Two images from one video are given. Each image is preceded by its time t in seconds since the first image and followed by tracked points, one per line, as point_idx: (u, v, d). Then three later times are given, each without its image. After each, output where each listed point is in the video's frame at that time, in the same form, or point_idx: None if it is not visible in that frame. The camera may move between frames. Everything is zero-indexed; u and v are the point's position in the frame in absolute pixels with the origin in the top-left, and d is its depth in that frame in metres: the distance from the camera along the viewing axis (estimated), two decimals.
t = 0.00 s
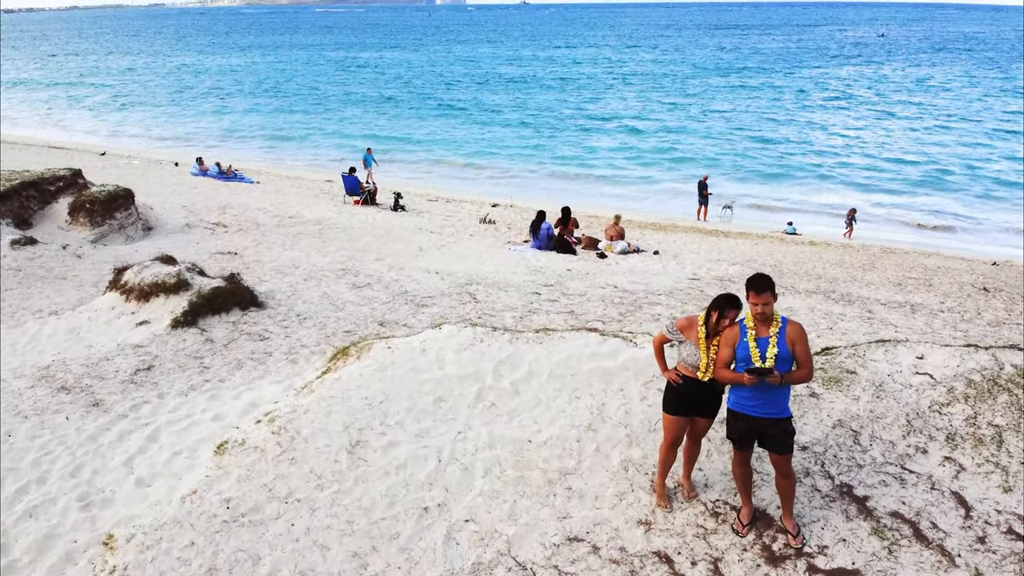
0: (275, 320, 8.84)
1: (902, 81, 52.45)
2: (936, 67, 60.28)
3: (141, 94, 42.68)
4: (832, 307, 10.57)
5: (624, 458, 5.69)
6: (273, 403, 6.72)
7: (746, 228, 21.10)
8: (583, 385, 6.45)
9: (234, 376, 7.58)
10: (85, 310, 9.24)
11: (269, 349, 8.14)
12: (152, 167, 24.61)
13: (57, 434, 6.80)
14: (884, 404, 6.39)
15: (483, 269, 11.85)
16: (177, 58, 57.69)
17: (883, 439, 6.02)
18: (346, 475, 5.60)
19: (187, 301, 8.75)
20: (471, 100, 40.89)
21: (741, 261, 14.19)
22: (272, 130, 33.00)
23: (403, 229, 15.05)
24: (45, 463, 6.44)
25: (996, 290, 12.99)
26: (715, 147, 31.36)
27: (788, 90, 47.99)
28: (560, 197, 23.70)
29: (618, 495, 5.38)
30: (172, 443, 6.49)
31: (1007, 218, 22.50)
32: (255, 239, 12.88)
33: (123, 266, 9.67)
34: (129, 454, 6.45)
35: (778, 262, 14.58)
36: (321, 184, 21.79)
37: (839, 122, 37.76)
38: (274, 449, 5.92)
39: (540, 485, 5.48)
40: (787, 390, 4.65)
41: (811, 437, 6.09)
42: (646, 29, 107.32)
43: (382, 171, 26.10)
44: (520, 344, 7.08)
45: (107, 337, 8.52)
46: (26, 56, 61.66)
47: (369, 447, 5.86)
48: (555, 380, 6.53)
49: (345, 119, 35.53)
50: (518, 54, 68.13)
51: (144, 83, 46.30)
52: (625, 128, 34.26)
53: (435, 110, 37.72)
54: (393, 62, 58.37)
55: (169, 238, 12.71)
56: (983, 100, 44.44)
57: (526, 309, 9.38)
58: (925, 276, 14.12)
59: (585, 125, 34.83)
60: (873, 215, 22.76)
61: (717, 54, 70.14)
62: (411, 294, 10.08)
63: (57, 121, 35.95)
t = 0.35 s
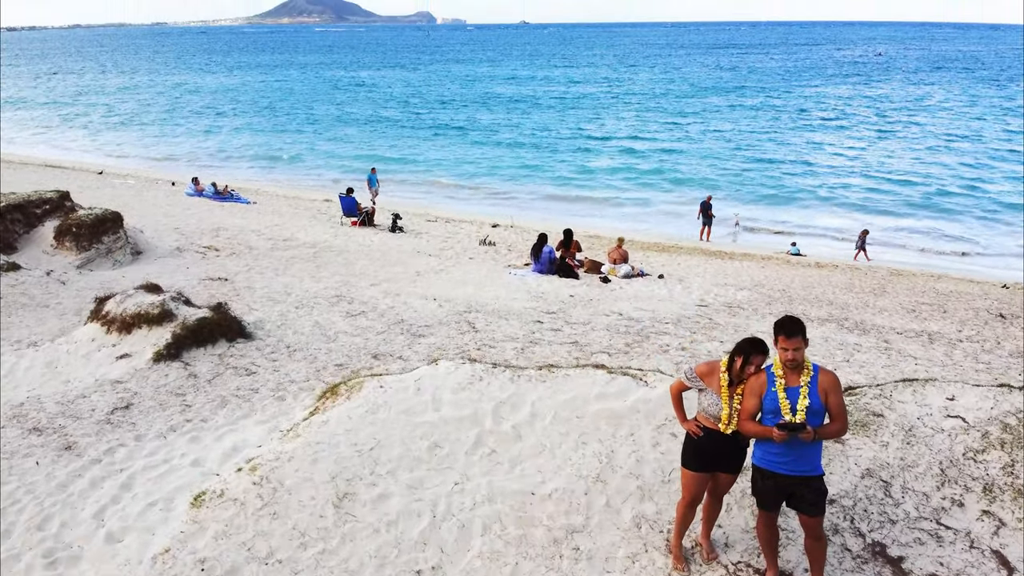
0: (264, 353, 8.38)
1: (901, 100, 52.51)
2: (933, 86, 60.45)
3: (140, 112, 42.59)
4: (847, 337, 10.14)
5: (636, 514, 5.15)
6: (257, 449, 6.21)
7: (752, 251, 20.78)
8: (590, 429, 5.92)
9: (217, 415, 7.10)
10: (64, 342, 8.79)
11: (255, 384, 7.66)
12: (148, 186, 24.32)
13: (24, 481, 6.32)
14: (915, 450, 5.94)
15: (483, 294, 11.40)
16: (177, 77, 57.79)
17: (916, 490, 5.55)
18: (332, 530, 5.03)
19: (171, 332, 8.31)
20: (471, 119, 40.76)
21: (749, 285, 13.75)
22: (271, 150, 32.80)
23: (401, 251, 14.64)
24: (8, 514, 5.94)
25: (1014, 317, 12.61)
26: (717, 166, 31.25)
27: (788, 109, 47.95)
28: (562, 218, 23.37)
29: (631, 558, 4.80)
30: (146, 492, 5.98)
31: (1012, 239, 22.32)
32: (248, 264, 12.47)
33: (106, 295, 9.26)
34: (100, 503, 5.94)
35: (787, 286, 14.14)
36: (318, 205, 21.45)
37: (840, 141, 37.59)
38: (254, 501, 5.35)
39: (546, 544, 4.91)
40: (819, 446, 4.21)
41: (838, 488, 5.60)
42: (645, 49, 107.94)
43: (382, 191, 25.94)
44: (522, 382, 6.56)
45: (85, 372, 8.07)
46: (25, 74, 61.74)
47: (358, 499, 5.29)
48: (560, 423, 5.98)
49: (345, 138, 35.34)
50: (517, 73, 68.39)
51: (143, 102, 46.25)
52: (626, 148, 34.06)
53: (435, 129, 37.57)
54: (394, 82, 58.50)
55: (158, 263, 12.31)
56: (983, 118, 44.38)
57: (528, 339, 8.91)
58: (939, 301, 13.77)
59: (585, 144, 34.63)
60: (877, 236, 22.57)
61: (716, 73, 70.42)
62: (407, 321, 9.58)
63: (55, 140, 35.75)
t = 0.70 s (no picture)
0: (249, 389, 7.91)
1: (900, 119, 52.53)
2: (931, 105, 60.59)
3: (138, 130, 42.43)
4: (864, 370, 9.69)
5: None
6: (236, 501, 5.71)
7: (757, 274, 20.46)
8: (599, 482, 5.43)
9: (197, 460, 6.62)
10: (40, 378, 8.32)
11: (239, 425, 7.17)
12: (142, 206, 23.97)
13: None
14: (952, 505, 5.49)
15: (483, 320, 10.92)
16: (177, 96, 57.83)
17: (955, 550, 5.06)
18: None
19: (152, 367, 7.86)
20: (470, 138, 40.61)
21: (758, 310, 13.28)
22: (268, 169, 32.53)
23: (397, 275, 14.21)
24: None
25: None
26: (718, 186, 31.05)
27: (788, 129, 47.90)
28: (563, 239, 23.04)
29: None
30: (114, 549, 5.45)
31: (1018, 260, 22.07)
32: (238, 289, 12.01)
33: (85, 327, 8.82)
34: (64, 561, 5.41)
35: (797, 311, 13.67)
36: (315, 226, 21.07)
37: (841, 159, 37.40)
38: (231, 565, 4.66)
39: None
40: (860, 515, 3.76)
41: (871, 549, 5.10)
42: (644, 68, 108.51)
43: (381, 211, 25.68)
44: (524, 427, 6.10)
45: (60, 411, 7.61)
46: (25, 92, 61.76)
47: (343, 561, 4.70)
48: (566, 475, 5.50)
49: (344, 157, 35.10)
50: (517, 93, 68.57)
51: (143, 120, 46.12)
52: (627, 167, 33.83)
53: (434, 148, 37.36)
54: (393, 100, 58.56)
55: (146, 289, 11.86)
56: (984, 138, 44.29)
57: (530, 372, 8.39)
58: (953, 328, 13.36)
59: (586, 164, 34.39)
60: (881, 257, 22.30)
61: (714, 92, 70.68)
62: (401, 350, 9.05)
63: (51, 158, 35.48)
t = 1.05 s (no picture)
0: (233, 430, 7.41)
1: (900, 138, 52.49)
2: (930, 124, 60.66)
3: (137, 149, 42.23)
4: (886, 406, 9.20)
5: None
6: (210, 563, 5.19)
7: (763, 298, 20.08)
8: (611, 547, 4.93)
9: (173, 512, 6.11)
10: (12, 417, 7.85)
11: (220, 472, 6.66)
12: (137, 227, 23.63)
13: None
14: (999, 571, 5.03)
15: (483, 349, 10.41)
16: (177, 114, 57.81)
17: None
18: None
19: (130, 407, 7.38)
20: (471, 158, 40.41)
21: (768, 338, 12.80)
22: (266, 189, 32.26)
23: (395, 301, 13.73)
24: None
25: None
26: (719, 205, 30.81)
27: (788, 148, 47.78)
28: (565, 261, 22.68)
29: None
30: None
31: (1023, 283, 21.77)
32: (228, 317, 11.54)
33: (62, 362, 8.36)
34: None
35: (808, 338, 13.20)
36: (312, 248, 20.68)
37: (844, 179, 37.16)
38: None
39: None
40: None
41: None
42: (643, 87, 109.02)
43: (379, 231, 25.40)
44: (527, 480, 5.61)
45: (30, 455, 7.11)
46: (26, 110, 61.86)
47: None
48: (573, 537, 5.00)
49: (343, 177, 34.84)
50: (517, 112, 68.72)
51: (142, 138, 45.99)
52: (629, 187, 33.58)
53: (435, 168, 37.13)
54: (393, 120, 58.60)
55: (131, 317, 11.41)
56: (985, 157, 44.17)
57: (532, 409, 7.88)
58: (969, 357, 12.91)
59: (587, 184, 34.13)
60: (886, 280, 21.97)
61: (714, 112, 70.83)
62: (397, 383, 8.54)
63: (48, 177, 35.20)
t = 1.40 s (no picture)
0: (213, 474, 6.90)
1: (900, 157, 52.40)
2: (930, 143, 60.61)
3: (136, 168, 42.00)
4: (907, 444, 8.71)
5: None
6: None
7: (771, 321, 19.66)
8: None
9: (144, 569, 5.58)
10: None
11: (196, 522, 6.14)
12: (131, 247, 23.26)
13: None
14: None
15: (483, 377, 9.88)
16: (177, 132, 57.73)
17: None
18: None
19: (103, 448, 6.87)
20: (471, 177, 40.16)
21: (779, 366, 12.28)
22: (264, 208, 31.94)
23: (391, 325, 13.25)
24: None
25: None
26: (721, 225, 30.48)
27: (790, 167, 47.60)
28: (567, 282, 22.29)
29: None
30: None
31: None
32: (216, 345, 11.05)
33: (33, 399, 7.88)
34: None
35: (820, 366, 12.68)
36: (309, 269, 20.25)
37: (846, 198, 36.88)
38: None
39: None
40: None
41: None
42: (643, 106, 109.41)
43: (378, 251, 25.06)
44: (530, 542, 5.10)
45: None
46: (26, 128, 61.88)
47: None
48: None
49: (343, 196, 34.54)
50: (516, 131, 68.68)
51: (141, 157, 45.80)
52: (631, 207, 33.27)
53: (435, 187, 36.86)
54: (393, 139, 58.53)
55: (115, 345, 10.93)
56: (986, 176, 44.01)
57: (534, 448, 7.34)
58: (987, 387, 12.42)
59: (589, 203, 33.84)
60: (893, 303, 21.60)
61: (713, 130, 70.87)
62: (390, 419, 8.03)
63: (44, 196, 34.89)
